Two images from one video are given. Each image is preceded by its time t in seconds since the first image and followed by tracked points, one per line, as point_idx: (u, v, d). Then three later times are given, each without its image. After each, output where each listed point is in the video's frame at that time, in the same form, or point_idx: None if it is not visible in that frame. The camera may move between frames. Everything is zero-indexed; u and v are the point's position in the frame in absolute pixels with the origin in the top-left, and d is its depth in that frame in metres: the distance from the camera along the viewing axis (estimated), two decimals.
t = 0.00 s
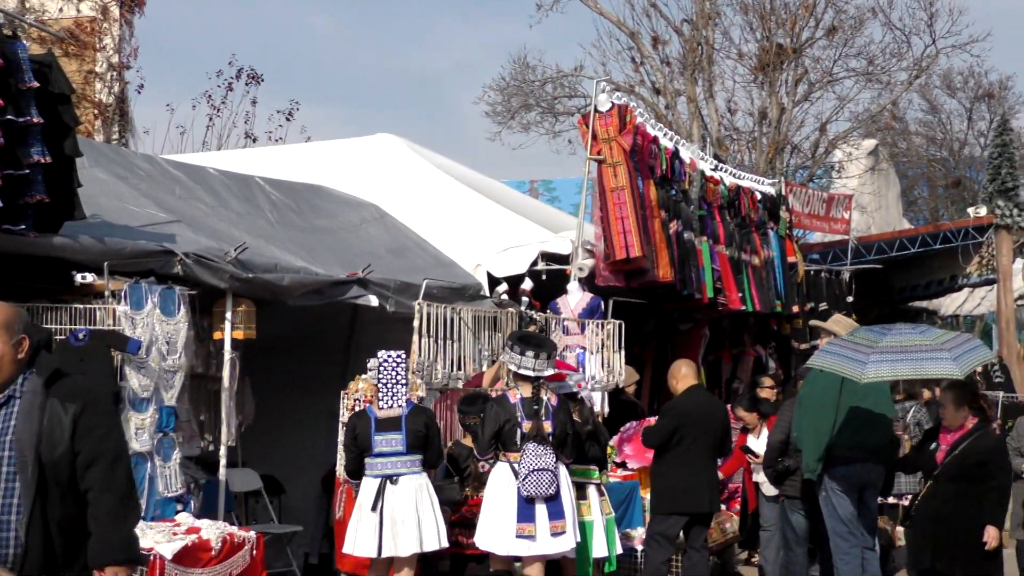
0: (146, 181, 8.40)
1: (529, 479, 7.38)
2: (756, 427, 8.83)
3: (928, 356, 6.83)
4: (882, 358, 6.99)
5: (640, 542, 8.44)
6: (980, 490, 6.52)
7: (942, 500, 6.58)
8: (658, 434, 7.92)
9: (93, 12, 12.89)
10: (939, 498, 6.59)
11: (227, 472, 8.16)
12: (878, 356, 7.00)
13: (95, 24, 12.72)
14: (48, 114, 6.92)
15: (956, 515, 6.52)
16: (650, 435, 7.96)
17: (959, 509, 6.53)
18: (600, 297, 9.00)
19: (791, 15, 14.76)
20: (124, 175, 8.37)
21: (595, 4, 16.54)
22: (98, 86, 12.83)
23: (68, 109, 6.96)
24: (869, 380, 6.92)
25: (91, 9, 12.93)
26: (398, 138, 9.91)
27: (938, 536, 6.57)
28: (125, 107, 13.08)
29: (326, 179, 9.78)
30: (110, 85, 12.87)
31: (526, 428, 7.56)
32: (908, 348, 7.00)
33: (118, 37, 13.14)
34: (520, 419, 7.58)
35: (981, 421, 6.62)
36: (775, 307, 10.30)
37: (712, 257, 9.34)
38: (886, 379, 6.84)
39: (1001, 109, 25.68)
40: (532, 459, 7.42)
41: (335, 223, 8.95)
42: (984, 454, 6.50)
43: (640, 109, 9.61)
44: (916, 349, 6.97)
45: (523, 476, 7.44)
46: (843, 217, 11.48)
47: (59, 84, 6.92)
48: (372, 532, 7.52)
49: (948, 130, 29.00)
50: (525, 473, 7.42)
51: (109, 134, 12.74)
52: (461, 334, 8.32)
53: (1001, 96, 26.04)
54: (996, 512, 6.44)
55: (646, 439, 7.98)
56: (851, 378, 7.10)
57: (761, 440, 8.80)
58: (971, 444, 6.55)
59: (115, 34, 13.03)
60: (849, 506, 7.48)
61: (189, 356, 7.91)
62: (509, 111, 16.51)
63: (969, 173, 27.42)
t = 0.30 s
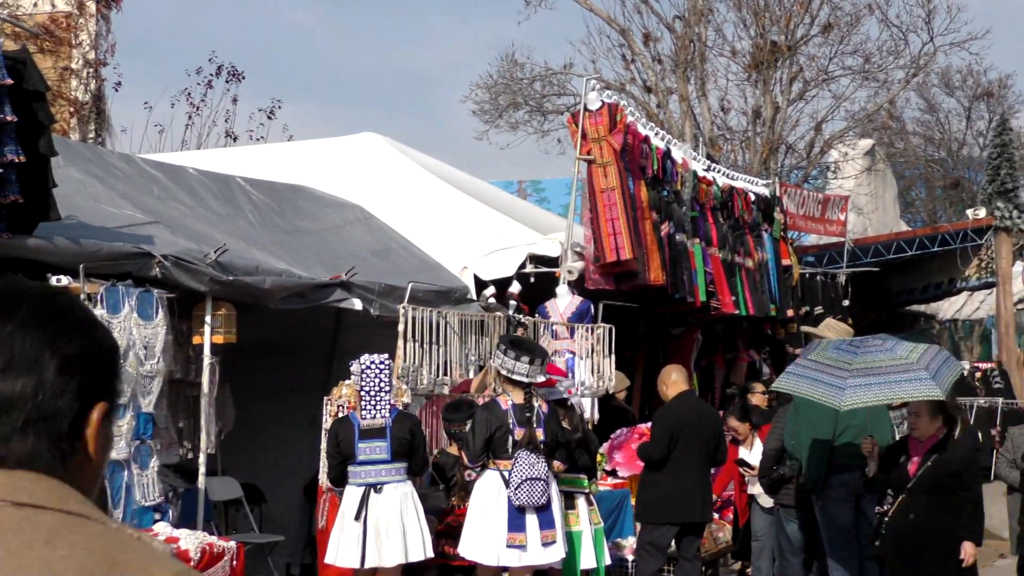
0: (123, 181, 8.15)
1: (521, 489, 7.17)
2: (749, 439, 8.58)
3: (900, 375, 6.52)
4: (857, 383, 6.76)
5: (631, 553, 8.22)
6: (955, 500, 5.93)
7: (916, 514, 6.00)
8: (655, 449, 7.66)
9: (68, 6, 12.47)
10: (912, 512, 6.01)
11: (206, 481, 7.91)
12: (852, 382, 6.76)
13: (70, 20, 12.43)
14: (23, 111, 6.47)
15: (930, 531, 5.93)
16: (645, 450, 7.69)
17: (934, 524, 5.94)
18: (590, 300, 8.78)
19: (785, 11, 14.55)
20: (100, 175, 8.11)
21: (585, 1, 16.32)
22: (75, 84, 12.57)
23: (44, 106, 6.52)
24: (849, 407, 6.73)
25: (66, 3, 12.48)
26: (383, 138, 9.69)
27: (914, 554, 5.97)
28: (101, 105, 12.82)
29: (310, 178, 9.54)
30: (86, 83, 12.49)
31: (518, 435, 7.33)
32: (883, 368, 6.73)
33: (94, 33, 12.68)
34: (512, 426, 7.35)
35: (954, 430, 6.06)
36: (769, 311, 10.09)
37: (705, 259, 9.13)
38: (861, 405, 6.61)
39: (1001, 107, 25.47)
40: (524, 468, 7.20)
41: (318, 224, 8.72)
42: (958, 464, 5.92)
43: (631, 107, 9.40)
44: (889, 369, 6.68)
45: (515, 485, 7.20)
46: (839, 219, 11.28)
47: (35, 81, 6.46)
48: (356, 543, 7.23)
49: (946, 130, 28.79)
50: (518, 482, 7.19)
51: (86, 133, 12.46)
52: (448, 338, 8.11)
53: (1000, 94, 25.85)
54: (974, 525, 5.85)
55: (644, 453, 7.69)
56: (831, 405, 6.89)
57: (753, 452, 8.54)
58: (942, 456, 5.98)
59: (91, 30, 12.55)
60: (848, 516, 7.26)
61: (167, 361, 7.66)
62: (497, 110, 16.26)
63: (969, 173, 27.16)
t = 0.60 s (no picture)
0: (102, 179, 7.94)
1: (517, 495, 6.95)
2: (744, 447, 8.34)
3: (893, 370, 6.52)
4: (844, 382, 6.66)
5: (624, 561, 8.01)
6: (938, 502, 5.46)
7: (897, 517, 5.52)
8: (650, 455, 7.43)
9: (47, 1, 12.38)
10: (893, 516, 5.53)
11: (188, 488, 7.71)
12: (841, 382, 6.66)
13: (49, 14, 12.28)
14: None
15: (910, 534, 5.47)
16: (641, 457, 7.46)
17: (917, 527, 5.47)
18: (583, 302, 8.57)
19: (783, 7, 14.34)
20: (79, 174, 7.87)
21: None
22: (53, 80, 12.37)
23: (22, 103, 6.05)
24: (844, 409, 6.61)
25: None
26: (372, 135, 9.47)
27: (898, 562, 5.48)
28: (82, 102, 12.61)
29: (296, 177, 9.32)
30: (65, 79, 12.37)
31: (513, 441, 7.09)
32: (864, 363, 6.74)
33: (73, 28, 12.65)
34: (508, 431, 7.09)
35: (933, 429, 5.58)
36: (766, 314, 9.88)
37: (701, 261, 8.92)
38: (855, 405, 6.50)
39: (1004, 105, 25.23)
40: (520, 474, 6.97)
41: (304, 224, 8.48)
42: (939, 461, 5.47)
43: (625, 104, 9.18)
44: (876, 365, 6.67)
45: (511, 491, 6.98)
46: (836, 220, 11.13)
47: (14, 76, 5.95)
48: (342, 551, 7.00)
49: (947, 129, 28.57)
50: (513, 488, 6.97)
51: (65, 130, 12.25)
52: (437, 341, 7.87)
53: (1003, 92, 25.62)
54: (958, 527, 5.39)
55: (639, 459, 7.48)
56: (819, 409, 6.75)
57: (748, 462, 8.31)
58: (920, 454, 5.51)
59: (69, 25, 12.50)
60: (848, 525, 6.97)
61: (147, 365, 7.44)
62: (487, 107, 16.05)
63: (971, 172, 26.92)
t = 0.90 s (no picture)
0: (82, 176, 7.69)
1: (506, 501, 6.70)
2: (741, 444, 8.15)
3: (877, 366, 6.54)
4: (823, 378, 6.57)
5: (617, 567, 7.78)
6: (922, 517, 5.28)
7: (878, 532, 5.30)
8: (643, 458, 7.22)
9: None
10: (873, 530, 5.32)
11: (170, 492, 7.50)
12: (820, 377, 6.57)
13: (25, 5, 11.79)
14: None
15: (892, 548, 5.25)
16: (634, 460, 7.24)
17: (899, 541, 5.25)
18: (575, 302, 8.37)
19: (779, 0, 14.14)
20: (57, 170, 7.62)
21: None
22: (30, 74, 12.07)
23: None
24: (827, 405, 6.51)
25: None
26: (359, 131, 9.26)
27: None
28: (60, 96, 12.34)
29: (282, 172, 9.09)
30: (42, 72, 12.05)
31: (504, 444, 6.86)
32: (845, 360, 6.70)
33: (50, 19, 12.17)
34: (499, 434, 6.86)
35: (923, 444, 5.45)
36: (762, 314, 9.69)
37: (695, 260, 8.73)
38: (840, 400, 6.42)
39: (1004, 101, 25.00)
40: (510, 478, 6.75)
41: (289, 223, 8.25)
42: (926, 474, 5.28)
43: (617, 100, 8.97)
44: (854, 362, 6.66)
45: (499, 496, 6.75)
46: (834, 218, 10.91)
47: None
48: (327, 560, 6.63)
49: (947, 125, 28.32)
50: (502, 493, 6.72)
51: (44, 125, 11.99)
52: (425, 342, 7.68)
53: (1005, 87, 25.40)
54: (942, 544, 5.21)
55: (632, 462, 7.25)
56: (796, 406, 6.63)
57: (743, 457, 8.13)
58: (907, 467, 5.33)
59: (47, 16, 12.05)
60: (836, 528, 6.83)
61: (127, 366, 7.23)
62: (476, 102, 15.78)
63: (971, 169, 26.66)
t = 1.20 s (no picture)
0: (56, 171, 7.43)
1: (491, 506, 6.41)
2: (738, 439, 7.95)
3: (851, 358, 6.86)
4: (797, 367, 6.94)
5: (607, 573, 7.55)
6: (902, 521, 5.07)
7: (858, 534, 5.14)
8: (634, 462, 7.05)
9: None
10: (854, 532, 5.16)
11: (148, 496, 7.29)
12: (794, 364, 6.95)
13: None
14: None
15: (869, 552, 5.08)
16: (624, 464, 7.07)
17: (879, 545, 5.07)
18: (563, 302, 8.18)
19: None
20: (32, 166, 7.37)
21: None
22: (4, 67, 11.77)
23: None
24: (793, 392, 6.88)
25: None
26: (344, 127, 9.06)
27: None
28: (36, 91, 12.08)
29: (265, 168, 8.89)
30: (17, 66, 11.77)
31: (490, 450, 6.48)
32: (823, 351, 7.00)
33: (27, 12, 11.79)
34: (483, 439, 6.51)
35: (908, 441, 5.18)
36: (755, 314, 9.51)
37: (686, 259, 8.54)
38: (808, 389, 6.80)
39: (1001, 96, 24.78)
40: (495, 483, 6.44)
41: (270, 221, 8.05)
42: (909, 474, 5.06)
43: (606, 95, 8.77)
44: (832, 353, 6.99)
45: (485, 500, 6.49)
46: (828, 216, 10.79)
47: None
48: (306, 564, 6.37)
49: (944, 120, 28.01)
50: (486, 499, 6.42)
51: (17, 120, 11.70)
52: (409, 343, 7.50)
53: (1003, 82, 25.19)
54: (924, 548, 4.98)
55: (622, 466, 7.08)
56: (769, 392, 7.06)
57: (741, 453, 7.91)
58: (889, 467, 5.11)
59: (24, 8, 11.68)
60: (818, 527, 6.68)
61: (105, 367, 7.03)
62: (463, 97, 15.35)
63: (969, 166, 26.40)
